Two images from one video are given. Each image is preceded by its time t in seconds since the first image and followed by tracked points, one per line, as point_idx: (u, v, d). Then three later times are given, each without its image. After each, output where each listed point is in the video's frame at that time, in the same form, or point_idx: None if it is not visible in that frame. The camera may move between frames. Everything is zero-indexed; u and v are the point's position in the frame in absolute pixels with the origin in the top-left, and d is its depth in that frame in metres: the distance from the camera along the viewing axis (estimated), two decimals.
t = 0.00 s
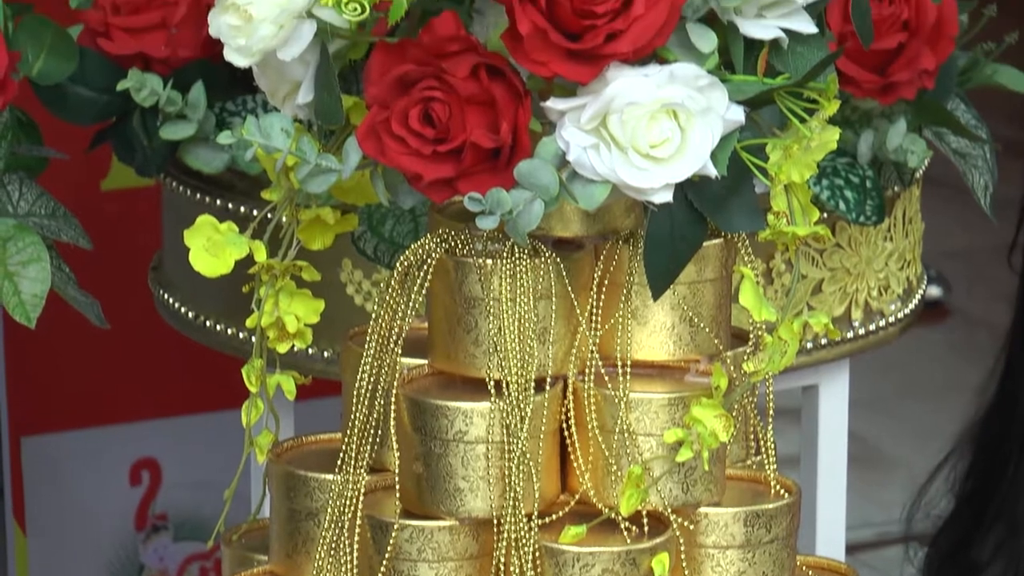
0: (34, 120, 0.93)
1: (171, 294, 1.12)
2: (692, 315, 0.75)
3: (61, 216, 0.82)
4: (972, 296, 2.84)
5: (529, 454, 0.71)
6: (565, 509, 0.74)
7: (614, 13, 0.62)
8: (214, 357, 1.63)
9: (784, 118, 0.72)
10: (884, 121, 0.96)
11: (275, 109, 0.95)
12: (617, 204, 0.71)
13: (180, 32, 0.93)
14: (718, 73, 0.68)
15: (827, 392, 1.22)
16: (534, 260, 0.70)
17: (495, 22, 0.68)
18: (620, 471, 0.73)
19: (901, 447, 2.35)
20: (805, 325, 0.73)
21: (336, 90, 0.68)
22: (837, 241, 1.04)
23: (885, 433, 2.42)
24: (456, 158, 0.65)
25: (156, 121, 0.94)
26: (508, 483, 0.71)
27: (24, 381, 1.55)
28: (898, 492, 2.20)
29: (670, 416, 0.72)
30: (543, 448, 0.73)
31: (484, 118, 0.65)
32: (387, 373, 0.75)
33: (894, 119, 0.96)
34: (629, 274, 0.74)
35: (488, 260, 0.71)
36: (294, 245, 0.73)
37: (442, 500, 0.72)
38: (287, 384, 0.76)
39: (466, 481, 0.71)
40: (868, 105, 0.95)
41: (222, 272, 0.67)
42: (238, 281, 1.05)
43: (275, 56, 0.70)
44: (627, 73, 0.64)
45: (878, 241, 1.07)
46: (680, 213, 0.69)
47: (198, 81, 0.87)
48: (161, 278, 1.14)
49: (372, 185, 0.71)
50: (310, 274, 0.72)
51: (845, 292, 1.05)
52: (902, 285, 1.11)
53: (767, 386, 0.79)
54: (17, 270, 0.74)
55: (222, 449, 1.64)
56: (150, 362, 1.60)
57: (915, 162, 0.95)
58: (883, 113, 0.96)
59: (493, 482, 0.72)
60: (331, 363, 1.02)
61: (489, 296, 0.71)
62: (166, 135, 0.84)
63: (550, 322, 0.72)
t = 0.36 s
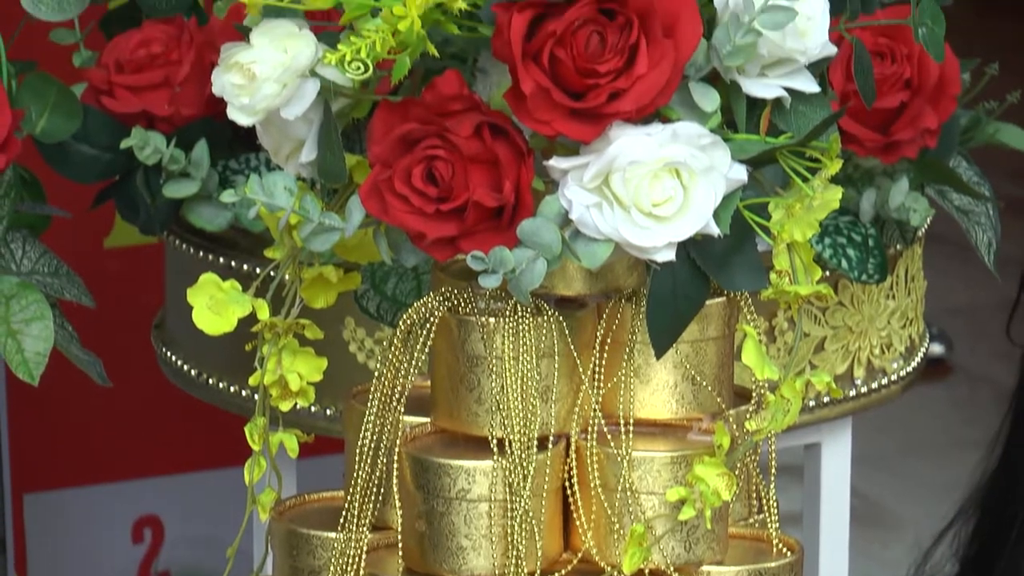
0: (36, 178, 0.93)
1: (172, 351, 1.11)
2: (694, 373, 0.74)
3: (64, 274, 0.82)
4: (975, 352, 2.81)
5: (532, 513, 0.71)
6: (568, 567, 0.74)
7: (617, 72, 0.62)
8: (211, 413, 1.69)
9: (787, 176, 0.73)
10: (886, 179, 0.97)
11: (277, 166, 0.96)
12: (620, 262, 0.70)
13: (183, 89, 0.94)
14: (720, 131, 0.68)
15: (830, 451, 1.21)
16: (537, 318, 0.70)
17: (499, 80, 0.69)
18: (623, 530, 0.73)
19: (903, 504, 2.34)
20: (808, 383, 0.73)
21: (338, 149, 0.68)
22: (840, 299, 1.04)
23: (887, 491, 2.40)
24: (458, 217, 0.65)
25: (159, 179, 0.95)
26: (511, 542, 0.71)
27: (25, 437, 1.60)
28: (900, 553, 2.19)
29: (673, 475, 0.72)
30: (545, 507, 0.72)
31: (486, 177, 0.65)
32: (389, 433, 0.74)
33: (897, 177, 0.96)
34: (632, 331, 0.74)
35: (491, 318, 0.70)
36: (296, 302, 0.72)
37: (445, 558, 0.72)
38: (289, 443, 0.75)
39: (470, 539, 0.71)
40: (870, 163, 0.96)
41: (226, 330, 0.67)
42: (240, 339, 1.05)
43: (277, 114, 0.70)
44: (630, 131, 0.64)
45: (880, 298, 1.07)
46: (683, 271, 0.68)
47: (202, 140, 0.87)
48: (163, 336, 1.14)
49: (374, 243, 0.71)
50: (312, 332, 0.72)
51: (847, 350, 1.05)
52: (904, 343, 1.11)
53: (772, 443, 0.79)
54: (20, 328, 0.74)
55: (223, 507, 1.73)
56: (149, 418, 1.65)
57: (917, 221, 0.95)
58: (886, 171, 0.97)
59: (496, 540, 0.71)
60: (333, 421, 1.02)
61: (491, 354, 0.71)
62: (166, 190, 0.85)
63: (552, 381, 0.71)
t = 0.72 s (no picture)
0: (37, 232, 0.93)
1: (172, 405, 1.11)
2: (695, 429, 0.74)
3: (65, 327, 0.82)
4: (975, 407, 2.81)
5: (532, 568, 0.70)
6: None
7: (617, 127, 0.62)
8: (210, 466, 1.74)
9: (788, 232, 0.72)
10: (886, 234, 0.97)
11: (277, 221, 0.95)
12: (620, 317, 0.70)
13: (185, 143, 0.94)
14: (721, 186, 0.68)
15: (830, 505, 1.21)
16: (537, 373, 0.70)
17: (499, 135, 0.69)
18: None
19: (902, 557, 2.33)
20: (809, 438, 0.72)
21: (339, 204, 0.68)
22: (841, 353, 1.03)
23: (888, 543, 2.38)
24: (459, 271, 0.65)
25: (159, 232, 0.95)
26: None
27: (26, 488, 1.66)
28: None
29: (673, 529, 0.71)
30: (545, 562, 0.72)
31: (487, 232, 0.65)
32: (390, 487, 0.73)
33: (897, 231, 0.97)
34: (633, 386, 0.73)
35: (492, 373, 0.70)
36: (297, 357, 0.72)
37: None
38: (289, 497, 0.74)
39: None
40: (871, 218, 0.97)
41: (227, 383, 0.67)
42: (240, 394, 1.04)
43: (279, 169, 0.70)
44: (630, 187, 0.64)
45: (880, 353, 1.06)
46: (683, 326, 0.68)
47: (203, 194, 0.87)
48: (164, 391, 1.14)
49: (375, 297, 0.71)
50: (313, 387, 0.72)
51: (848, 405, 1.05)
52: (905, 398, 1.11)
53: (773, 497, 0.78)
54: (21, 382, 0.75)
55: (222, 559, 1.76)
56: (149, 471, 1.71)
57: (918, 275, 0.95)
58: (886, 226, 0.97)
59: None
60: (333, 476, 1.01)
61: (492, 409, 0.70)
62: (169, 247, 0.85)
63: (553, 436, 0.71)
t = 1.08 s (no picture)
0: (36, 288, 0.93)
1: (172, 461, 1.10)
2: (693, 485, 0.74)
3: (64, 383, 0.82)
4: (974, 462, 2.77)
5: None
6: None
7: (616, 184, 0.62)
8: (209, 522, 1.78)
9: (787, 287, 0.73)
10: (885, 289, 0.97)
11: (277, 277, 0.95)
12: (619, 373, 0.70)
13: (184, 199, 0.94)
14: (719, 242, 0.68)
15: (828, 559, 1.20)
16: (536, 429, 0.70)
17: (496, 192, 0.70)
18: None
19: None
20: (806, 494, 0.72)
21: (337, 260, 0.68)
22: (839, 409, 1.03)
23: None
24: (457, 328, 0.65)
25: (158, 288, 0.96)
26: None
27: (26, 541, 1.70)
28: None
29: None
30: None
31: (486, 288, 0.65)
32: (388, 543, 0.73)
33: (894, 288, 0.97)
34: (630, 443, 0.73)
35: (490, 429, 0.70)
36: (296, 413, 0.73)
37: None
38: (289, 553, 0.74)
39: None
40: (868, 274, 0.96)
41: (225, 440, 0.67)
42: (239, 449, 1.04)
43: (278, 226, 0.71)
44: (629, 243, 0.64)
45: (879, 409, 1.07)
46: (682, 383, 0.68)
47: (202, 249, 0.87)
48: (162, 447, 1.13)
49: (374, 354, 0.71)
50: (312, 442, 0.72)
51: (846, 460, 1.05)
52: (903, 454, 1.10)
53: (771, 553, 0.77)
54: (20, 438, 0.74)
55: None
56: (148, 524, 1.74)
57: (916, 331, 0.95)
58: (884, 282, 0.97)
59: None
60: (332, 531, 1.01)
61: (491, 465, 0.70)
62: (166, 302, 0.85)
63: (551, 492, 0.71)
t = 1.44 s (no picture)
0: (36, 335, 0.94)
1: (170, 507, 1.09)
2: (692, 532, 0.74)
3: (63, 429, 0.82)
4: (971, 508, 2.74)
5: None
6: None
7: (614, 232, 0.63)
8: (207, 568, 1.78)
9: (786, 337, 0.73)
10: (883, 336, 0.98)
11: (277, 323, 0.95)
12: (618, 422, 0.70)
13: (183, 246, 0.95)
14: (719, 290, 0.69)
15: None
16: (534, 477, 0.70)
17: (495, 240, 0.71)
18: None
19: None
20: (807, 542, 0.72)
21: (336, 307, 0.68)
22: (837, 455, 1.03)
23: None
24: (456, 375, 0.65)
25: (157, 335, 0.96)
26: None
27: None
28: None
29: None
30: None
31: (484, 336, 0.65)
32: None
33: (893, 334, 0.97)
34: (629, 490, 0.73)
35: (489, 476, 0.70)
36: (295, 460, 0.73)
37: None
38: None
39: None
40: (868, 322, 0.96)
41: (224, 487, 0.67)
42: (238, 495, 1.03)
43: (276, 274, 0.71)
44: (627, 290, 0.64)
45: (876, 456, 1.06)
46: (680, 430, 0.68)
47: (200, 296, 0.87)
48: (161, 492, 1.13)
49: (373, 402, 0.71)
50: (309, 490, 0.71)
51: (844, 507, 1.04)
52: (902, 500, 1.10)
53: None
54: (18, 484, 0.75)
55: None
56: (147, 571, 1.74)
57: (915, 378, 0.95)
58: (883, 329, 0.98)
59: None
60: None
61: (489, 513, 0.70)
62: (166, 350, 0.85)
63: (550, 540, 0.71)
